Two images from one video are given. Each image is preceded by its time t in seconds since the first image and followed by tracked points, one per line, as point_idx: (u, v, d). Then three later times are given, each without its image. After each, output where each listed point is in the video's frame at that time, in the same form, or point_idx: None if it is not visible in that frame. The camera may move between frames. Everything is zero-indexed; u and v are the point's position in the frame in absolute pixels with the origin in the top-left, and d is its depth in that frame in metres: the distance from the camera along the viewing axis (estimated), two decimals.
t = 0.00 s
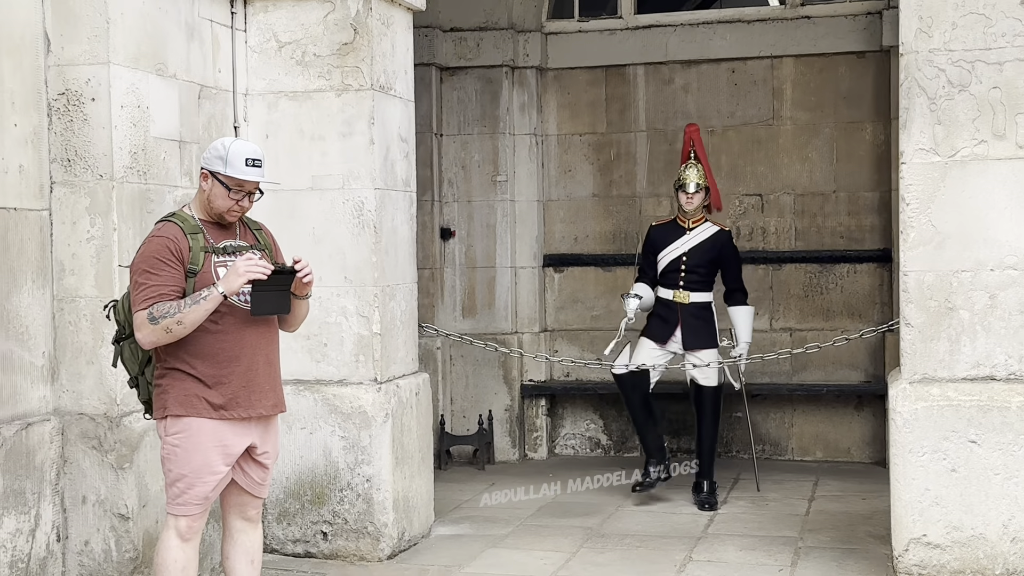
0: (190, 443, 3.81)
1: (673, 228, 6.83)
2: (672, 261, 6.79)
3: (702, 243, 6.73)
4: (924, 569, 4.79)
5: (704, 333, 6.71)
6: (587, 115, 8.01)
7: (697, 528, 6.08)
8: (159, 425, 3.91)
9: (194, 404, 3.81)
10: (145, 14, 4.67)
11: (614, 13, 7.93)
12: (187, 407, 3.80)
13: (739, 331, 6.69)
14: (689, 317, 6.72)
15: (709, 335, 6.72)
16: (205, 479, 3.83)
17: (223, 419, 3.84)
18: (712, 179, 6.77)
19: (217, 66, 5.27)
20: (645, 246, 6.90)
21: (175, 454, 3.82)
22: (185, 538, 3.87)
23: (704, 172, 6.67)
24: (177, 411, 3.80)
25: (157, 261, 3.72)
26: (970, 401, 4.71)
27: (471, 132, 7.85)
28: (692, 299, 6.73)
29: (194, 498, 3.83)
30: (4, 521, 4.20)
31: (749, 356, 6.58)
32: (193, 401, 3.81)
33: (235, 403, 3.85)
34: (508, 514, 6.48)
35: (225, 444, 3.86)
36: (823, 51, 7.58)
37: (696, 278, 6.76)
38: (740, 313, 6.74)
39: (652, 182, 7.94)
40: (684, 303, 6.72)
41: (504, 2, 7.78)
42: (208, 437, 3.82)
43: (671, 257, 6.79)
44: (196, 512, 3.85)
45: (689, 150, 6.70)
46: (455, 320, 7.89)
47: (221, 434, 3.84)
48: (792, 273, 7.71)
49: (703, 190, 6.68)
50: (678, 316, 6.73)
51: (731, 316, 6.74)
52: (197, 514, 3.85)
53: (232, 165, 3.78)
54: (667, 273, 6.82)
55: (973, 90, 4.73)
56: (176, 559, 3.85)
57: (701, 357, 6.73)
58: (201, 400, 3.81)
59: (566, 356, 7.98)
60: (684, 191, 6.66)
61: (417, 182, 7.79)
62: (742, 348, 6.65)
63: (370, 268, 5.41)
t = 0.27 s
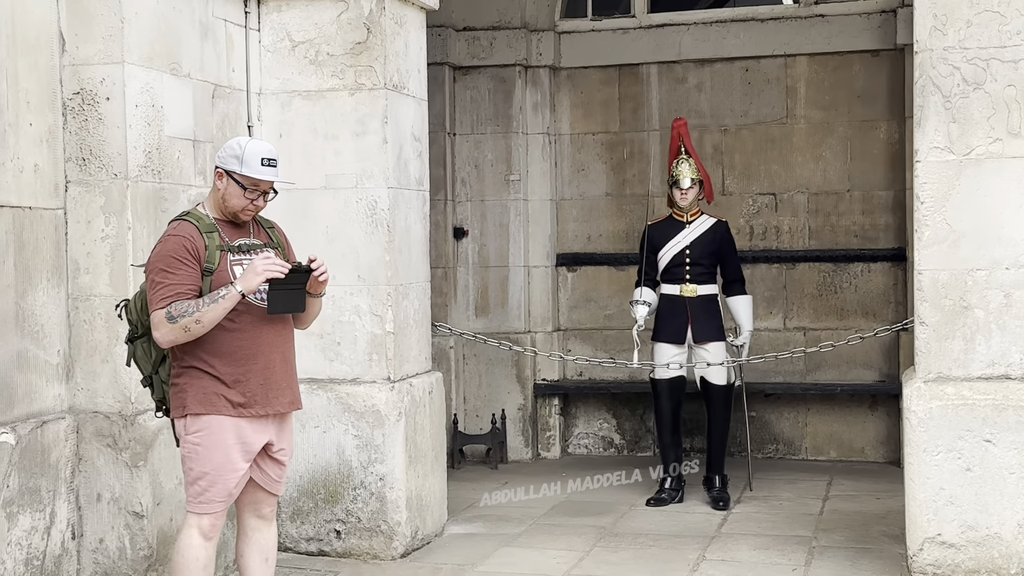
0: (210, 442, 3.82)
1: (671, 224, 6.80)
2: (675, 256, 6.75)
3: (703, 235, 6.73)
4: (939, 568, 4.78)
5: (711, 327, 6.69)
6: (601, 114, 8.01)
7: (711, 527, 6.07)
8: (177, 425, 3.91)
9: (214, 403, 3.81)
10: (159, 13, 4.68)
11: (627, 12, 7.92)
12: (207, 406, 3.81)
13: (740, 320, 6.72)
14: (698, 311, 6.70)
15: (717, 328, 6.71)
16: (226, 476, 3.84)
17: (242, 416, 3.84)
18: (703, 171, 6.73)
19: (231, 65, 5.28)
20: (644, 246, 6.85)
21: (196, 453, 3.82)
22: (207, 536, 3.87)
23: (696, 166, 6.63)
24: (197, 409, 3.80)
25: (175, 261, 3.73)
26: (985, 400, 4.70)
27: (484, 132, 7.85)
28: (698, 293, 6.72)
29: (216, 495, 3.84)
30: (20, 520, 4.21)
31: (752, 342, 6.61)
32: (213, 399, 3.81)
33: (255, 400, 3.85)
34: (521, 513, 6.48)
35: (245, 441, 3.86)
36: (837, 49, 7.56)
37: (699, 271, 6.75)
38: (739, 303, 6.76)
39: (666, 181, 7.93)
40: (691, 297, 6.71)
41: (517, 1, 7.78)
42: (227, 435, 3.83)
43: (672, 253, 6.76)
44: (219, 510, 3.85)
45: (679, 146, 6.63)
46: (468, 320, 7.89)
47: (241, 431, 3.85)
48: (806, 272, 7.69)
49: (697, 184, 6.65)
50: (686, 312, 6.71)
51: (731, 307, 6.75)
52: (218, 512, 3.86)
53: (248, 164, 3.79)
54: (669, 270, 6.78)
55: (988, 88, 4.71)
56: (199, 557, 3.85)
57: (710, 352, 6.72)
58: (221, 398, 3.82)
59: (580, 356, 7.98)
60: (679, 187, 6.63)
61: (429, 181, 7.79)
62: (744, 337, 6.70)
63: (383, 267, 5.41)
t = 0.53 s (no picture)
0: (225, 443, 3.82)
1: (683, 223, 6.82)
2: (687, 255, 6.76)
3: (715, 234, 6.73)
4: (949, 568, 4.77)
5: (723, 326, 6.68)
6: (610, 114, 8.01)
7: (720, 527, 6.07)
8: (188, 429, 3.90)
9: (227, 404, 3.81)
10: (170, 14, 4.70)
11: (637, 12, 7.92)
12: (221, 407, 3.81)
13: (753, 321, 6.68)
14: (710, 310, 6.68)
15: (730, 328, 6.69)
16: (243, 476, 3.84)
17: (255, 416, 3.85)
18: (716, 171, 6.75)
19: (241, 66, 5.30)
20: (656, 246, 6.88)
21: (212, 454, 3.82)
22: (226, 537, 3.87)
23: (706, 165, 6.64)
24: (210, 411, 3.80)
25: (183, 260, 3.73)
26: (996, 401, 4.69)
27: (494, 132, 7.86)
28: (711, 292, 6.71)
29: (234, 495, 3.84)
30: (32, 519, 4.23)
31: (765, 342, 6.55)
32: (225, 400, 3.81)
33: (266, 399, 3.87)
34: (530, 513, 6.48)
35: (258, 441, 3.88)
36: (847, 49, 7.55)
37: (712, 269, 6.74)
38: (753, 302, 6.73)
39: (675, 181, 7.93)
40: (704, 297, 6.70)
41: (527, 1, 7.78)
42: (241, 435, 3.84)
43: (684, 252, 6.77)
44: (237, 509, 3.86)
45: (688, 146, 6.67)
46: (478, 319, 7.90)
47: (254, 431, 3.86)
48: (816, 272, 7.68)
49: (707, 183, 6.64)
50: (699, 311, 6.70)
51: (745, 307, 6.72)
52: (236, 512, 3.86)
53: (255, 165, 3.80)
54: (682, 268, 6.79)
55: (998, 88, 4.70)
56: (220, 558, 3.84)
57: (722, 352, 6.70)
58: (233, 399, 3.82)
59: (589, 356, 7.98)
60: (689, 186, 6.63)
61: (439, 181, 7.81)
62: (757, 337, 6.64)
63: (393, 267, 5.42)
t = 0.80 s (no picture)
0: (223, 444, 3.82)
1: (702, 223, 6.81)
2: (704, 255, 6.76)
3: (733, 236, 6.72)
4: (953, 568, 4.77)
5: (735, 329, 6.68)
6: (615, 115, 8.01)
7: (725, 528, 6.08)
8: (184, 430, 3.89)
9: (225, 405, 3.81)
10: (175, 15, 4.72)
11: (641, 13, 7.93)
12: (219, 408, 3.81)
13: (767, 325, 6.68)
14: (723, 313, 6.68)
15: (742, 331, 6.69)
16: (241, 477, 3.85)
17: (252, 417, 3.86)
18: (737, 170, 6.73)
19: (246, 67, 5.31)
20: (674, 244, 6.87)
21: (210, 456, 3.82)
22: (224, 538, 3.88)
23: (727, 165, 6.65)
24: (209, 413, 3.80)
25: (178, 264, 3.71)
26: (1000, 401, 4.69)
27: (498, 132, 7.87)
28: (725, 294, 6.70)
29: (232, 496, 3.84)
30: (37, 519, 4.24)
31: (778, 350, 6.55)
32: (223, 402, 3.82)
33: (264, 401, 3.87)
34: (535, 513, 6.49)
35: (255, 443, 3.88)
36: (851, 49, 7.55)
37: (728, 271, 6.72)
38: (769, 306, 6.72)
39: (680, 182, 7.94)
40: (718, 298, 6.69)
41: (532, 2, 7.79)
42: (239, 436, 3.84)
43: (701, 252, 6.76)
44: (235, 510, 3.86)
45: (708, 145, 6.64)
46: (483, 320, 7.91)
47: (251, 432, 3.87)
48: (820, 272, 7.68)
49: (727, 183, 6.66)
50: (712, 313, 6.69)
51: (760, 310, 6.72)
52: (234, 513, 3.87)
53: (246, 166, 3.80)
54: (698, 269, 6.78)
55: (1002, 88, 4.70)
56: (219, 559, 3.86)
57: (733, 354, 6.70)
58: (231, 400, 3.82)
59: (593, 356, 7.98)
60: (708, 186, 6.67)
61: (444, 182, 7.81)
62: (770, 342, 6.65)
63: (397, 267, 5.43)
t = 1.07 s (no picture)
0: (212, 445, 3.81)
1: (708, 222, 6.80)
2: (709, 255, 6.75)
3: (739, 235, 6.72)
4: (952, 568, 4.77)
5: (738, 330, 6.67)
6: (615, 115, 8.01)
7: (725, 527, 6.08)
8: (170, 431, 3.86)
9: (216, 407, 3.80)
10: (174, 16, 4.72)
11: (641, 12, 7.93)
12: (210, 410, 3.80)
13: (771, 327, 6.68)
14: (727, 312, 6.68)
15: (746, 332, 6.69)
16: (230, 478, 3.84)
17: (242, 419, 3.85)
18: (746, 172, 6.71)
19: (246, 67, 5.31)
20: (679, 242, 6.86)
21: (199, 457, 3.80)
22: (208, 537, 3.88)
23: (738, 166, 6.63)
24: (200, 414, 3.78)
25: (172, 268, 3.68)
26: (999, 400, 4.69)
27: (498, 132, 7.87)
28: (729, 294, 6.70)
29: (219, 497, 3.84)
30: (37, 518, 4.24)
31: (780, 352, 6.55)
32: (214, 404, 3.80)
33: (253, 403, 3.87)
34: (535, 513, 6.49)
35: (244, 444, 3.88)
36: (851, 49, 7.55)
37: (732, 270, 6.72)
38: (773, 308, 6.72)
39: (680, 181, 7.94)
40: (722, 298, 6.69)
41: (531, 2, 7.79)
42: (229, 438, 3.83)
43: (706, 251, 6.76)
44: (221, 511, 3.86)
45: (722, 144, 6.61)
46: (483, 320, 7.91)
47: (240, 434, 3.86)
48: (821, 272, 7.68)
49: (737, 184, 6.63)
50: (716, 312, 6.69)
51: (765, 311, 6.72)
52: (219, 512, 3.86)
53: (238, 168, 3.79)
54: (703, 268, 6.78)
55: (1001, 88, 4.70)
56: (205, 559, 3.85)
57: (736, 354, 6.71)
58: (222, 401, 3.81)
59: (594, 356, 7.98)
60: (718, 186, 6.62)
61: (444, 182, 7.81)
62: (773, 343, 6.65)
63: (397, 267, 5.44)
